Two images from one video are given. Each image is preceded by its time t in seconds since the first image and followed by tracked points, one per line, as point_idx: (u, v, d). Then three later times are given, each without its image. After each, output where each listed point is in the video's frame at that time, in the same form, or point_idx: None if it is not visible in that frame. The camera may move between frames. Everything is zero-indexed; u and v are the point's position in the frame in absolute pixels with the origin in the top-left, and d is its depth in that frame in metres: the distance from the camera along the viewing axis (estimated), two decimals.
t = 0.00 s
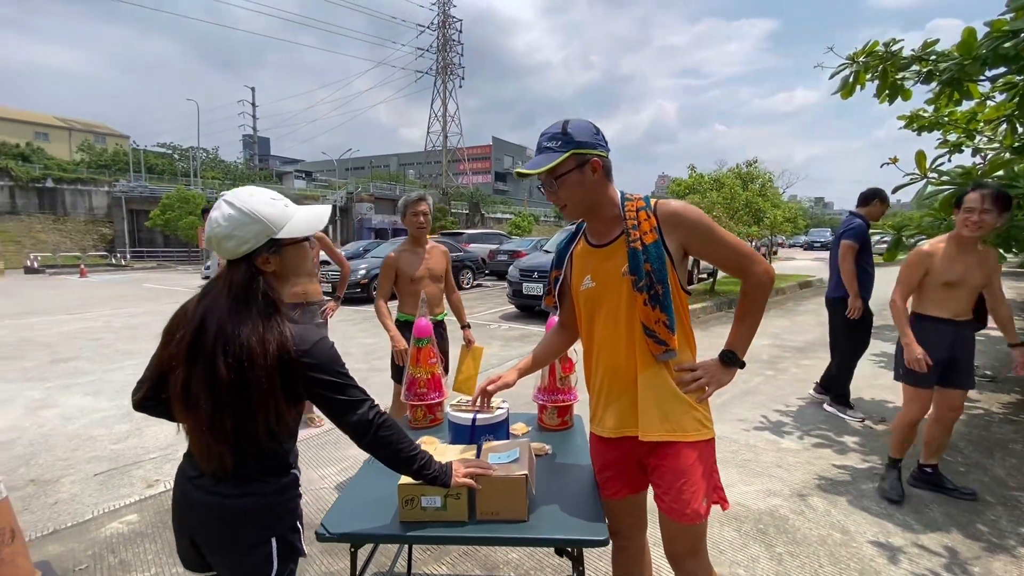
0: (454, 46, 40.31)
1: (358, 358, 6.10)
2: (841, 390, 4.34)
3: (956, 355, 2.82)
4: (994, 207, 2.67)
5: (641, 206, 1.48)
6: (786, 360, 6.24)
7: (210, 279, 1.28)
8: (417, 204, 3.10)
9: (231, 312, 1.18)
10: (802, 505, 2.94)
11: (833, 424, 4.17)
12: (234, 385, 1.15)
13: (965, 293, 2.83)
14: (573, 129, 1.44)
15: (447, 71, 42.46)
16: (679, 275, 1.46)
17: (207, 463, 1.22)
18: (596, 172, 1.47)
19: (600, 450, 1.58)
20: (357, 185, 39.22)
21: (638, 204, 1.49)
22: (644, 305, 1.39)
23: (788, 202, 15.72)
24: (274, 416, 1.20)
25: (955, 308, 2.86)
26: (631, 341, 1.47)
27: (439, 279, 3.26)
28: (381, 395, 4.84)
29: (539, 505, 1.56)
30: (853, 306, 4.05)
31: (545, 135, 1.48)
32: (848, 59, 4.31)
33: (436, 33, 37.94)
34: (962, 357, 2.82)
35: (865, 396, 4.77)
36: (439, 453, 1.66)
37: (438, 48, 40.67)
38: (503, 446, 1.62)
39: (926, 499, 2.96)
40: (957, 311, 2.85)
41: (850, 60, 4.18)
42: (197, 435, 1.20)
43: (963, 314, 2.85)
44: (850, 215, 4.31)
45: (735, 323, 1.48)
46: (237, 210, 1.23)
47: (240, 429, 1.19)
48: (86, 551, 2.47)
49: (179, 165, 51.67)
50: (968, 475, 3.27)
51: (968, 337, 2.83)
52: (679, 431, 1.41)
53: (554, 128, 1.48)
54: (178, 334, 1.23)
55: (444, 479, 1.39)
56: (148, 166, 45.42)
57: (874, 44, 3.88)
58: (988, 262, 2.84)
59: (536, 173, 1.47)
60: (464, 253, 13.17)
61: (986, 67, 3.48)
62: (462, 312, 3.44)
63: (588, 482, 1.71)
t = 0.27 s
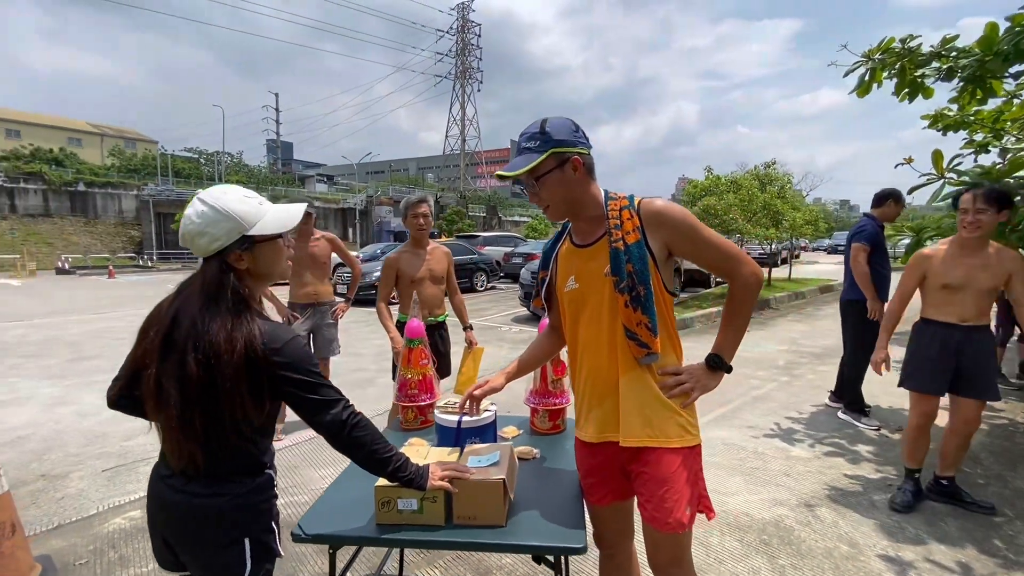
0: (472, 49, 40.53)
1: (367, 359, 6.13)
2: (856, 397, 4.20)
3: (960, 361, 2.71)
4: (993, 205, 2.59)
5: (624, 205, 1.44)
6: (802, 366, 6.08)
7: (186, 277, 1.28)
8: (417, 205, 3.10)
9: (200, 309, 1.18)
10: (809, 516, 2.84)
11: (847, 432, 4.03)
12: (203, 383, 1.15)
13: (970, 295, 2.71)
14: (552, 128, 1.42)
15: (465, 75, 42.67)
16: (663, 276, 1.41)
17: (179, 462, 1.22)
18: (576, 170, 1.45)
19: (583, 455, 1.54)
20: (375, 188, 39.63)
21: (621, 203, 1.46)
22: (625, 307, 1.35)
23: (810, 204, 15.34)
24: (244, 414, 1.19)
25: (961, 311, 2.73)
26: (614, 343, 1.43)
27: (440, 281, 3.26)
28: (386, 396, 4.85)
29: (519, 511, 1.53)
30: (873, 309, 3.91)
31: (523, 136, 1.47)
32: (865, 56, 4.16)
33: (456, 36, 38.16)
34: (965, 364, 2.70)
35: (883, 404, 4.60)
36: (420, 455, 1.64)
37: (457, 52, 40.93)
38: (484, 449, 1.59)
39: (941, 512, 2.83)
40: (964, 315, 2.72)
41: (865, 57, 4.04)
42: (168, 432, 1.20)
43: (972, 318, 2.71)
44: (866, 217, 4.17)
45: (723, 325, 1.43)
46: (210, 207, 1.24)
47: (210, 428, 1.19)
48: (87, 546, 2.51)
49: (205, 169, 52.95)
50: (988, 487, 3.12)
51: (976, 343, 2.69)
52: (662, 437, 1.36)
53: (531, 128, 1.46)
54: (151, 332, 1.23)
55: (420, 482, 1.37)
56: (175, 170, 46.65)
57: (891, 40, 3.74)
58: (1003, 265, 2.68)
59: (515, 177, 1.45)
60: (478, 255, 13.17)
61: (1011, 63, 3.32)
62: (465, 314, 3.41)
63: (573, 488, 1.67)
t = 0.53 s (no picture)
0: (492, 53, 40.74)
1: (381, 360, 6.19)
2: (876, 405, 4.07)
3: (952, 368, 2.62)
4: (983, 206, 2.49)
5: (614, 207, 1.43)
6: (821, 372, 5.92)
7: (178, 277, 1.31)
8: (423, 207, 3.09)
9: (189, 308, 1.21)
10: (820, 527, 2.75)
11: (865, 441, 3.91)
12: (189, 381, 1.18)
13: (962, 301, 2.61)
14: (539, 128, 1.43)
15: (485, 78, 42.91)
16: (651, 278, 1.39)
17: (168, 460, 1.25)
18: (565, 171, 1.45)
19: (573, 459, 1.52)
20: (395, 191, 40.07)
21: (610, 204, 1.45)
22: (612, 309, 1.34)
23: (835, 206, 14.94)
24: (230, 412, 1.20)
25: (954, 317, 2.64)
26: (602, 346, 1.42)
27: (447, 282, 3.27)
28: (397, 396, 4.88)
29: (507, 514, 1.52)
30: (876, 315, 3.86)
31: (512, 138, 1.48)
32: (885, 53, 4.04)
33: (475, 40, 38.38)
34: (956, 370, 2.61)
35: (905, 412, 4.44)
36: (411, 456, 1.65)
37: (476, 56, 41.18)
38: (473, 451, 1.59)
39: (961, 526, 2.72)
40: (956, 322, 2.63)
41: (885, 54, 3.92)
42: (157, 431, 1.23)
43: (967, 325, 2.60)
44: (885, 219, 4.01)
45: (715, 328, 1.41)
46: (200, 208, 1.27)
47: (196, 426, 1.21)
48: (100, 539, 2.59)
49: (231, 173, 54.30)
50: (1013, 501, 2.98)
51: (969, 351, 2.57)
52: (649, 442, 1.34)
53: (519, 130, 1.47)
54: (143, 331, 1.27)
55: (406, 483, 1.37)
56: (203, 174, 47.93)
57: (913, 36, 3.61)
58: (1002, 273, 2.53)
59: (503, 179, 1.45)
60: (495, 257, 13.20)
61: None
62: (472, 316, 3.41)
63: (564, 492, 1.65)
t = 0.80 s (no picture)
0: (513, 56, 40.90)
1: (397, 360, 6.28)
2: (896, 412, 3.96)
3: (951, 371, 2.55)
4: (983, 206, 2.41)
5: (612, 209, 1.45)
6: (842, 377, 5.80)
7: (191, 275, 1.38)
8: (436, 210, 3.13)
9: (198, 304, 1.27)
10: (833, 534, 2.71)
11: (885, 448, 3.81)
12: (196, 375, 1.23)
13: (963, 303, 2.56)
14: (538, 131, 1.45)
15: (506, 81, 43.10)
16: (648, 280, 1.40)
17: (178, 452, 1.31)
18: (563, 174, 1.47)
19: (572, 458, 1.54)
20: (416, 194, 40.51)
21: (608, 206, 1.47)
22: (608, 310, 1.36)
23: (862, 207, 14.57)
24: (235, 405, 1.26)
25: (955, 320, 2.59)
26: (599, 347, 1.43)
27: (459, 283, 3.32)
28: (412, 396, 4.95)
29: (506, 512, 1.54)
30: (880, 316, 3.85)
31: (513, 141, 1.51)
32: (908, 51, 3.94)
33: (496, 44, 38.59)
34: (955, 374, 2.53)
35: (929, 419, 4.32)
36: (414, 453, 1.69)
37: (497, 59, 41.42)
38: (474, 449, 1.63)
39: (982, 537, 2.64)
40: (958, 325, 2.57)
41: (907, 52, 3.82)
42: (167, 422, 1.29)
43: (966, 329, 2.54)
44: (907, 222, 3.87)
45: (711, 329, 1.42)
46: (216, 209, 1.33)
47: (203, 419, 1.27)
48: (124, 528, 2.70)
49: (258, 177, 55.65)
50: None
51: (969, 355, 2.49)
52: (644, 442, 1.35)
53: (520, 133, 1.50)
54: (157, 326, 1.34)
55: (406, 478, 1.41)
56: (230, 178, 49.25)
57: (936, 33, 3.51)
58: (1003, 277, 2.42)
59: (503, 180, 1.49)
60: (513, 259, 13.25)
61: None
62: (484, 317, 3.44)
63: (564, 490, 1.67)
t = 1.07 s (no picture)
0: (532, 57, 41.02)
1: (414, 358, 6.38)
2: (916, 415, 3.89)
3: (956, 374, 2.54)
4: (987, 206, 2.35)
5: (611, 207, 1.49)
6: (862, 380, 5.68)
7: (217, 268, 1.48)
8: (450, 209, 3.22)
9: (217, 297, 1.36)
10: (844, 536, 2.68)
11: (904, 451, 3.74)
12: (210, 363, 1.32)
13: (968, 305, 2.53)
14: (544, 130, 1.50)
15: (525, 83, 43.21)
16: (645, 276, 1.44)
17: (197, 435, 1.40)
18: (565, 172, 1.52)
19: (572, 450, 1.58)
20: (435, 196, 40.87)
21: (608, 204, 1.50)
22: (606, 304, 1.40)
23: (888, 207, 14.21)
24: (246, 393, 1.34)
25: (960, 322, 2.55)
26: (598, 341, 1.48)
27: (472, 282, 3.38)
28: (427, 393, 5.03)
29: (508, 501, 1.59)
30: (887, 315, 3.82)
31: (518, 139, 1.56)
32: (928, 47, 3.81)
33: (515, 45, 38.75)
34: (958, 377, 2.52)
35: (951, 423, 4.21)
36: (420, 444, 1.76)
37: (516, 61, 41.57)
38: (477, 440, 1.68)
39: (1000, 541, 2.58)
40: (963, 327, 2.54)
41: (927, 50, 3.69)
42: (187, 407, 1.39)
43: (969, 330, 2.51)
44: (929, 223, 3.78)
45: (708, 325, 1.46)
46: (276, 208, 1.43)
47: (217, 404, 1.35)
48: (150, 514, 2.83)
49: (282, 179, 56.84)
50: None
51: (973, 358, 2.46)
52: (641, 433, 1.39)
53: (525, 131, 1.55)
54: (183, 314, 1.44)
55: (411, 466, 1.47)
56: (255, 180, 50.43)
57: (957, 30, 3.38)
58: (1005, 278, 2.39)
59: (506, 175, 1.54)
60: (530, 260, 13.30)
61: None
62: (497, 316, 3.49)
63: (566, 482, 1.72)
